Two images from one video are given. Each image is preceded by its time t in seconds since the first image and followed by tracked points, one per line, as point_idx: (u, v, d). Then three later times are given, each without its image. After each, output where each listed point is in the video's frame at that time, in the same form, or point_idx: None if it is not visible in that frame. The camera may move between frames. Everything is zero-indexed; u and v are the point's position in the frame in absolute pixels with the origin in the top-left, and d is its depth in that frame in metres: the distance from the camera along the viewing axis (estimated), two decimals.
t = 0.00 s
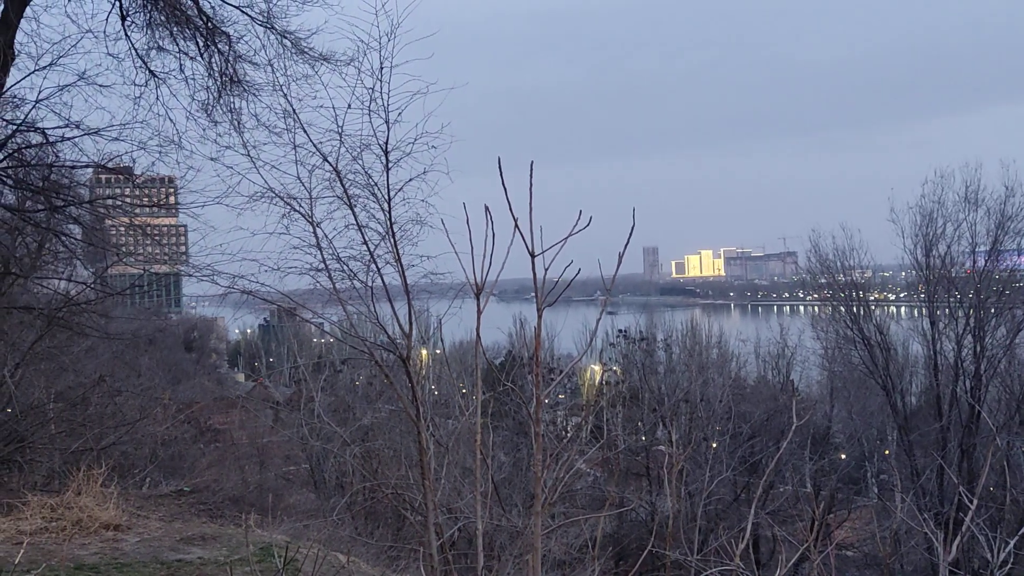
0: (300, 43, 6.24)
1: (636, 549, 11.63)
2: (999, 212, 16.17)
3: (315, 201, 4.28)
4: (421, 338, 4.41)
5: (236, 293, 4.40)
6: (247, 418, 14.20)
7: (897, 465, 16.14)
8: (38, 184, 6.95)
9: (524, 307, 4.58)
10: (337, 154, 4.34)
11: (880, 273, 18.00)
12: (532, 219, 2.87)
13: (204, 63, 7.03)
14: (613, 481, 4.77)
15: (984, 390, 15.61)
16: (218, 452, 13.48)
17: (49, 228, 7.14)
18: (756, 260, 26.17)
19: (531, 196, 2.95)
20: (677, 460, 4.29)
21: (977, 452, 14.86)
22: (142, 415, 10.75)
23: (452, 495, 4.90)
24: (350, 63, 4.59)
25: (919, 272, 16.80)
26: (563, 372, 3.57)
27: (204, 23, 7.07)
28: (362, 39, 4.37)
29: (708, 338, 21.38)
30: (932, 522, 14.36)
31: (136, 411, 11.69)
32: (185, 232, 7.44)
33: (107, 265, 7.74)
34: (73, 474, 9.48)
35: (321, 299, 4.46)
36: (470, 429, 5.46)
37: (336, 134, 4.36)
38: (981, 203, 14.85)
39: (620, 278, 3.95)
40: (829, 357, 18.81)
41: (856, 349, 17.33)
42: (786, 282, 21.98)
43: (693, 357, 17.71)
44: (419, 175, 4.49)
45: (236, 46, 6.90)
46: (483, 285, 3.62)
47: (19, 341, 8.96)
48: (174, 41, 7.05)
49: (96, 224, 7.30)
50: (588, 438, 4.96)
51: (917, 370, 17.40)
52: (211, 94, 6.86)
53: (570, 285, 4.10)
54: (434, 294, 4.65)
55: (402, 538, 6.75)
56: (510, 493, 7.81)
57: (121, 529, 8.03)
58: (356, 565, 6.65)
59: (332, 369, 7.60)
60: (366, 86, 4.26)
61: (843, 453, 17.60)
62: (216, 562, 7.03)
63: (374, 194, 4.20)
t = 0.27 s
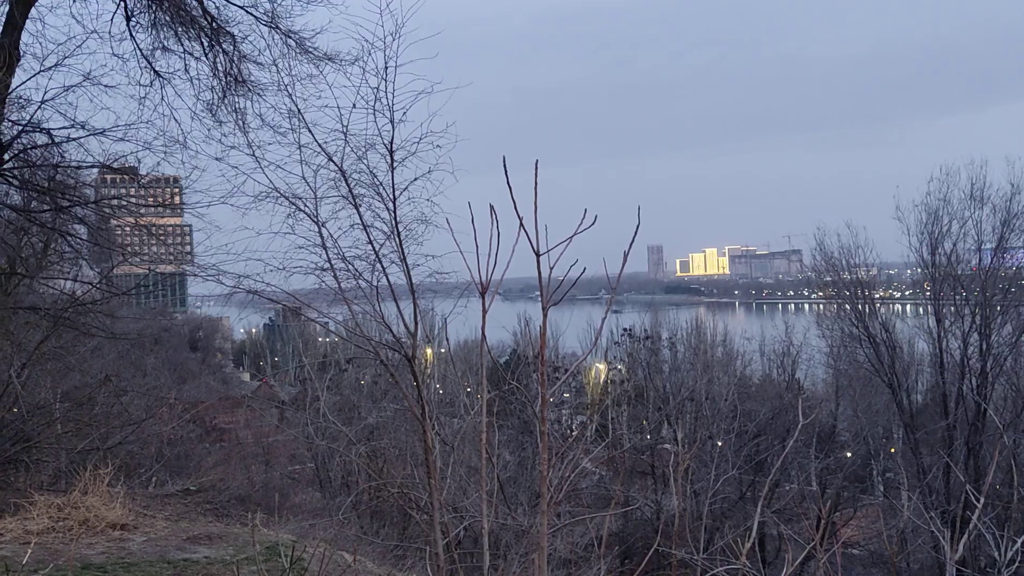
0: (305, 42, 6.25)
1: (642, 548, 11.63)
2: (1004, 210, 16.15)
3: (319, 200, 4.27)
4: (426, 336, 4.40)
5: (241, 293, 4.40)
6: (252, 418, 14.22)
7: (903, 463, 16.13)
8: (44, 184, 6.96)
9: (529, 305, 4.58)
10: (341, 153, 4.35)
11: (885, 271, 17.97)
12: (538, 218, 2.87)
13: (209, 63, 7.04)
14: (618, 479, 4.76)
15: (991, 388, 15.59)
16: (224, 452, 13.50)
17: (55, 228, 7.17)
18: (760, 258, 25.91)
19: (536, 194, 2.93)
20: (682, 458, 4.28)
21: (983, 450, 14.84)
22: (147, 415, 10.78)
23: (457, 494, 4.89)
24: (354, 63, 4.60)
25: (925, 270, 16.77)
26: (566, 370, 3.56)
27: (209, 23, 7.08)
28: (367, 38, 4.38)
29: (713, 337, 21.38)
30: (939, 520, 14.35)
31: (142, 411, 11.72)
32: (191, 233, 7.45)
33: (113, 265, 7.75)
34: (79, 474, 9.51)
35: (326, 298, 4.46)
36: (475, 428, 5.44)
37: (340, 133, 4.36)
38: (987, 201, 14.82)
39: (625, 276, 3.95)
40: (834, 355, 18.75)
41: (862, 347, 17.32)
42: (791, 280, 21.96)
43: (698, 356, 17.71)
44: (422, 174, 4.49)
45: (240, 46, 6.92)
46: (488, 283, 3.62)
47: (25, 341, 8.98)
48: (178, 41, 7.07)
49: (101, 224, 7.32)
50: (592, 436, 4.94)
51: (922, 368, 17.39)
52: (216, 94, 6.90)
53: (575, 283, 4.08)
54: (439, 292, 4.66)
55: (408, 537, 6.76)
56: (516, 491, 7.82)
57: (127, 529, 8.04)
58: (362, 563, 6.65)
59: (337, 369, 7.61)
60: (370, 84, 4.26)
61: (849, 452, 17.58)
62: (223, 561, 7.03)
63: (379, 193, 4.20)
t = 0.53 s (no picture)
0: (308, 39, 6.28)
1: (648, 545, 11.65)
2: (1011, 205, 16.13)
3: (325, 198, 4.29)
4: (431, 334, 4.41)
5: (246, 291, 4.42)
6: (258, 416, 14.26)
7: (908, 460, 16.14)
8: (49, 183, 7.16)
9: (535, 303, 4.59)
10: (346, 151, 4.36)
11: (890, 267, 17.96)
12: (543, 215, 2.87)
13: (213, 61, 7.09)
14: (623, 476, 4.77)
15: (997, 384, 15.59)
16: (230, 449, 13.52)
17: (60, 227, 7.30)
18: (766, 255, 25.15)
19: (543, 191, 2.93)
20: (688, 456, 4.29)
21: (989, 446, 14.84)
22: (153, 413, 10.81)
23: (464, 491, 4.91)
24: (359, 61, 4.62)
25: (930, 265, 16.74)
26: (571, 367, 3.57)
27: (213, 21, 7.12)
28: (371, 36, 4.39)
29: (717, 334, 21.38)
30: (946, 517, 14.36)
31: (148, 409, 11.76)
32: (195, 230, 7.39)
33: (118, 263, 7.79)
34: (86, 471, 9.54)
35: (331, 296, 4.48)
36: (481, 425, 5.46)
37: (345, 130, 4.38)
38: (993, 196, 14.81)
39: (631, 273, 3.95)
40: (839, 351, 18.75)
41: (867, 344, 17.33)
42: (796, 277, 21.95)
43: (703, 353, 17.72)
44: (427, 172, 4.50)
45: (244, 44, 6.95)
46: (493, 281, 3.63)
47: (31, 339, 9.00)
48: (183, 39, 7.10)
49: (107, 222, 7.42)
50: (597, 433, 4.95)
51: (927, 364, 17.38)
52: (220, 92, 6.94)
53: (581, 280, 4.09)
54: (444, 290, 4.67)
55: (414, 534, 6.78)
56: (522, 488, 7.84)
57: (134, 526, 8.06)
58: (369, 561, 6.67)
59: (343, 366, 7.64)
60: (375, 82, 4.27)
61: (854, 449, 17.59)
62: (229, 559, 7.05)
63: (384, 190, 4.22)
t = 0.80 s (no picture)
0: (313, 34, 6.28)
1: (654, 540, 11.67)
2: (1017, 200, 16.10)
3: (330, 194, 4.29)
4: (436, 330, 4.41)
5: (253, 287, 4.43)
6: (263, 412, 14.29)
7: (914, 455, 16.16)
8: (56, 179, 7.26)
9: (540, 299, 4.58)
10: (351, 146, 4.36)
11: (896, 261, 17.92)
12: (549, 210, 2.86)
13: (218, 58, 7.11)
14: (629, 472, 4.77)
15: (1004, 379, 15.60)
16: (235, 446, 13.54)
17: (67, 224, 7.38)
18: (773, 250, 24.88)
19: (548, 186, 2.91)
20: (694, 451, 4.29)
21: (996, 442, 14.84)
22: (160, 409, 10.83)
23: (470, 487, 4.91)
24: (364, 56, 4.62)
25: (936, 260, 16.71)
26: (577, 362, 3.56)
27: (218, 17, 7.14)
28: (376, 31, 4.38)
29: (723, 330, 21.39)
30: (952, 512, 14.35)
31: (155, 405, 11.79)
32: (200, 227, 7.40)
33: (125, 260, 7.81)
34: (92, 468, 9.56)
35: (337, 292, 4.48)
36: (487, 421, 5.46)
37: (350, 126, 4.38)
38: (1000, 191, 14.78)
39: (636, 268, 3.94)
40: (845, 346, 18.76)
41: (873, 339, 17.33)
42: (801, 272, 21.93)
43: (708, 349, 17.72)
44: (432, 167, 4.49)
45: (249, 40, 6.97)
46: (499, 277, 3.62)
47: (37, 337, 9.05)
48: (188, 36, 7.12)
49: (113, 219, 7.48)
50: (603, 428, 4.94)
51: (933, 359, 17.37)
52: (225, 89, 6.96)
53: (586, 276, 4.09)
54: (450, 286, 4.67)
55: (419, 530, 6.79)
56: (528, 484, 7.85)
57: (140, 522, 8.07)
58: (376, 557, 6.67)
59: (349, 362, 7.65)
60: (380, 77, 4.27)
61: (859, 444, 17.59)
62: (236, 555, 7.05)
63: (389, 186, 4.22)
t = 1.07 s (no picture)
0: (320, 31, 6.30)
1: (662, 536, 11.68)
2: None
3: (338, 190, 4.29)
4: (444, 327, 4.41)
5: (261, 284, 4.43)
6: (272, 409, 14.34)
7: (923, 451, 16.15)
8: (64, 176, 7.49)
9: (549, 296, 4.58)
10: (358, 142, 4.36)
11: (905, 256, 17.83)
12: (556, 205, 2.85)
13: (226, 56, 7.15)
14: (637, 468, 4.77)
15: (1014, 375, 15.61)
16: (244, 442, 13.55)
17: (76, 221, 7.58)
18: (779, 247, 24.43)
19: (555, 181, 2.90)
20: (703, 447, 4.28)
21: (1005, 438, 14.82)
22: (169, 406, 10.88)
23: (479, 483, 4.91)
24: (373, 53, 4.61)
25: (946, 256, 16.66)
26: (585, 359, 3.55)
27: (225, 15, 7.17)
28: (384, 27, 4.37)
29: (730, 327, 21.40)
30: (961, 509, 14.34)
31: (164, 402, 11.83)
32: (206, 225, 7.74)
33: (134, 257, 7.78)
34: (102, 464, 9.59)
35: (345, 289, 4.48)
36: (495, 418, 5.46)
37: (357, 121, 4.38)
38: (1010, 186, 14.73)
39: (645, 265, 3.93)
40: (854, 343, 18.78)
41: (882, 335, 17.32)
42: (809, 269, 21.92)
43: (716, 345, 17.73)
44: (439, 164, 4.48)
45: (256, 38, 7.00)
46: (507, 273, 3.62)
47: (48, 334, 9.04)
48: (195, 33, 7.15)
49: (122, 217, 7.71)
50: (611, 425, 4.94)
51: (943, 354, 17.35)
52: (233, 86, 7.00)
53: (594, 273, 4.08)
54: (458, 282, 4.67)
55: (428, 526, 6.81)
56: (537, 480, 7.87)
57: (151, 518, 8.10)
58: (386, 553, 6.69)
59: (358, 359, 7.68)
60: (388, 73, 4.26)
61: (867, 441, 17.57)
62: (246, 550, 7.06)
63: (397, 183, 4.21)
